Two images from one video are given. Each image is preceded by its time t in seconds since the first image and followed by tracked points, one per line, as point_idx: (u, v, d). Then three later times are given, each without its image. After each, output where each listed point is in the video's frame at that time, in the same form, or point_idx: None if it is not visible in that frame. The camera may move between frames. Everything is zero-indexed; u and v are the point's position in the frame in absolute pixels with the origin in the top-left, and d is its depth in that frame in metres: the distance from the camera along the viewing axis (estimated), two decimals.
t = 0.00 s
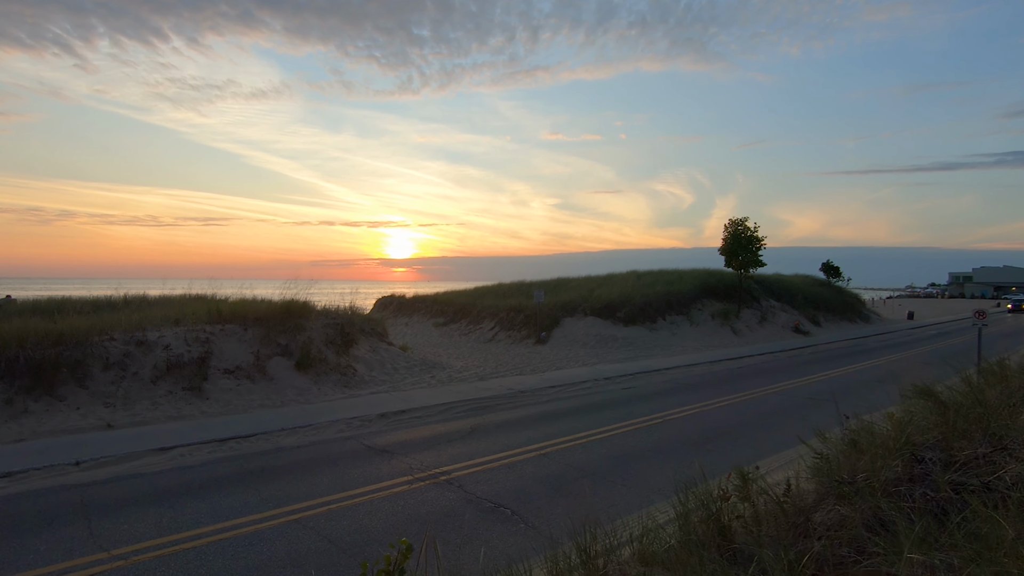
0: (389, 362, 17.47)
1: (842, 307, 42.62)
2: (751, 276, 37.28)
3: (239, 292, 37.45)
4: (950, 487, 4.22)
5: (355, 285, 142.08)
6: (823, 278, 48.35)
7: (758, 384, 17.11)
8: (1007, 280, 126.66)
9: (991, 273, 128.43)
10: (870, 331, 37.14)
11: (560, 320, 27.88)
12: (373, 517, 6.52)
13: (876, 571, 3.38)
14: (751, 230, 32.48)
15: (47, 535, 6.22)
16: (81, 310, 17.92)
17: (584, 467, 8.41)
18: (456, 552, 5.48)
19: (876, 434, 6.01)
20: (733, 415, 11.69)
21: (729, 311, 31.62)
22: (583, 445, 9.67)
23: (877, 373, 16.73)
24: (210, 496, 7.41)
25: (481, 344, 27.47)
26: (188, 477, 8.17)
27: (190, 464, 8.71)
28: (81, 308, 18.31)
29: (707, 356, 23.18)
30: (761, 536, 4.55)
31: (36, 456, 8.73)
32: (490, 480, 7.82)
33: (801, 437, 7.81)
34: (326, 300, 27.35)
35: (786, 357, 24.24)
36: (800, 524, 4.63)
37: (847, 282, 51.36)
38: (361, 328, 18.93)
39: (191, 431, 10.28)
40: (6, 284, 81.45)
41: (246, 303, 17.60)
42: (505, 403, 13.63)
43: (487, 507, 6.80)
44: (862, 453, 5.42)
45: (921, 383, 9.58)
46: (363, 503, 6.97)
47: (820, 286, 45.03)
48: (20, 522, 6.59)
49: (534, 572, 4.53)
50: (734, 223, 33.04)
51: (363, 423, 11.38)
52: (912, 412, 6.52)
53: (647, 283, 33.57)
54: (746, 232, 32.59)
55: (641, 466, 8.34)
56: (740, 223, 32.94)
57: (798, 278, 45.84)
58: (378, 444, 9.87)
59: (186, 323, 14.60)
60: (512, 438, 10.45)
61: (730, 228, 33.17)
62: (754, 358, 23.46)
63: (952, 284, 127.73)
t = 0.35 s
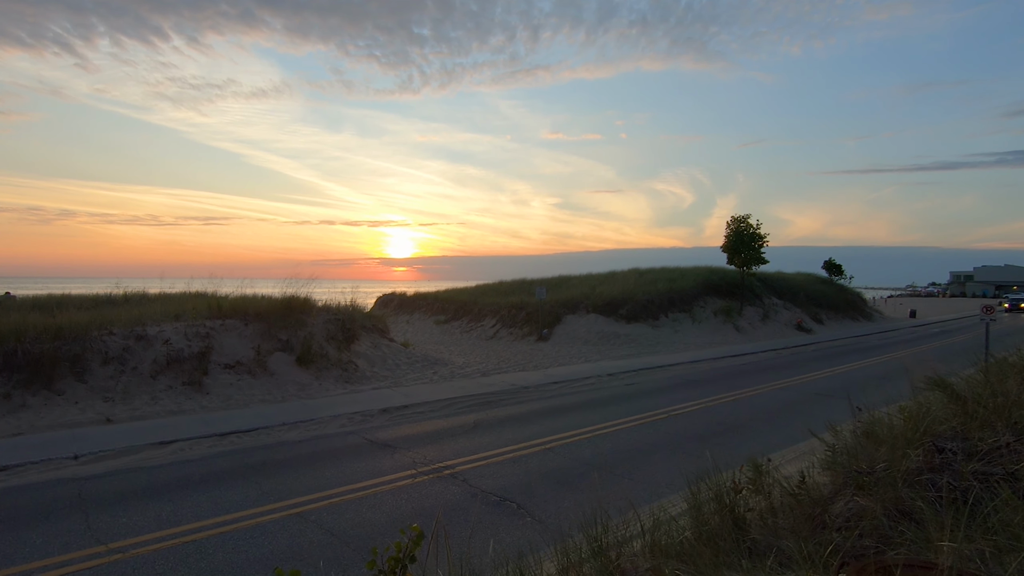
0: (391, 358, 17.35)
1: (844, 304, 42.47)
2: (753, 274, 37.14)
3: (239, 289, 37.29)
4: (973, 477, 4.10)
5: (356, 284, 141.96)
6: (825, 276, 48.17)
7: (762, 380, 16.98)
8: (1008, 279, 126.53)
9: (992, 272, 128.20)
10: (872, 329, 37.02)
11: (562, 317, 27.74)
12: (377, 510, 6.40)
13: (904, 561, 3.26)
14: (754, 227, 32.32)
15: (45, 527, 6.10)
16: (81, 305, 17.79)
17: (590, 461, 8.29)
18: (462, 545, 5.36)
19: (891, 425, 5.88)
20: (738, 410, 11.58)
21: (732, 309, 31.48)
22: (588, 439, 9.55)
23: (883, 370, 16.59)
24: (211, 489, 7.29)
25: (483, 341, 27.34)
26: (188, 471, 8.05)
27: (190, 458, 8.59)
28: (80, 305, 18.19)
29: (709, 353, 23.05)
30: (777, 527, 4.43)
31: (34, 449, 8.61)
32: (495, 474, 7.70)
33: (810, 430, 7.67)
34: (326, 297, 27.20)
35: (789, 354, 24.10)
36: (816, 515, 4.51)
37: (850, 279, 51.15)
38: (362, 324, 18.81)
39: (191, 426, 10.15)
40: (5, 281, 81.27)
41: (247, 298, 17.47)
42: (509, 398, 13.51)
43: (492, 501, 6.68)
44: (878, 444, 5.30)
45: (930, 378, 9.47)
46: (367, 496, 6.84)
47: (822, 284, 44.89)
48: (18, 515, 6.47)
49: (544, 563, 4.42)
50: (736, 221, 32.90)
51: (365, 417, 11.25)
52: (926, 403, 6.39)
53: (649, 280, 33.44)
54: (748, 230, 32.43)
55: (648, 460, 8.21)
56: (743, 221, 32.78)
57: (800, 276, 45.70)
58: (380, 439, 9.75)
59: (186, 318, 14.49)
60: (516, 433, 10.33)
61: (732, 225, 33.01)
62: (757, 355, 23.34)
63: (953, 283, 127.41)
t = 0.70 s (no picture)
0: (393, 356, 17.24)
1: (847, 303, 42.35)
2: (755, 272, 37.03)
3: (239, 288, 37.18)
4: (998, 474, 4.01)
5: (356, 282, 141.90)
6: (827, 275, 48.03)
7: (767, 378, 16.87)
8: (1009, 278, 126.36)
9: (993, 271, 128.10)
10: (874, 328, 36.92)
11: (564, 316, 27.63)
12: (383, 507, 6.29)
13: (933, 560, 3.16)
14: (756, 226, 32.20)
15: (45, 525, 6.00)
16: (81, 303, 17.70)
17: (598, 458, 8.19)
18: (470, 543, 5.26)
19: (906, 420, 5.77)
20: (744, 408, 11.47)
21: (734, 307, 31.37)
22: (594, 437, 9.44)
23: (888, 368, 16.50)
24: (213, 487, 7.18)
25: (485, 340, 27.23)
26: (190, 468, 7.95)
27: (192, 455, 8.49)
28: (81, 302, 18.11)
29: (713, 351, 22.94)
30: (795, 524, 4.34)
31: (34, 446, 8.51)
32: (501, 471, 7.60)
33: (820, 426, 7.57)
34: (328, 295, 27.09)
35: (792, 352, 23.99)
36: (834, 511, 4.41)
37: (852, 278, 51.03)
38: (364, 322, 18.71)
39: (193, 423, 10.05)
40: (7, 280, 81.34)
41: (248, 296, 17.38)
42: (512, 396, 13.41)
43: (499, 498, 6.59)
44: (895, 439, 5.20)
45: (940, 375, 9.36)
46: (372, 493, 6.74)
47: (824, 282, 44.78)
48: (17, 512, 6.37)
49: (557, 560, 4.33)
50: (739, 219, 32.77)
51: (368, 415, 11.15)
52: (940, 398, 6.29)
53: (651, 279, 33.34)
54: (750, 228, 32.30)
55: (655, 458, 8.10)
56: (745, 219, 32.66)
57: (802, 275, 45.55)
58: (384, 436, 9.65)
59: (187, 316, 14.39)
60: (520, 431, 10.23)
61: (734, 224, 32.89)
62: (761, 353, 23.24)
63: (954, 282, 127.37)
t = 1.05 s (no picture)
0: (397, 351, 17.10)
1: (850, 301, 42.21)
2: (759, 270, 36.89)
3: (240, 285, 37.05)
4: None
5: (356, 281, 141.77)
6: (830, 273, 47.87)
7: (773, 374, 16.74)
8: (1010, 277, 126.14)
9: (994, 270, 127.97)
10: (878, 326, 36.79)
11: (567, 313, 27.52)
12: (394, 500, 6.16)
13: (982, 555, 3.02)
14: (760, 222, 32.04)
15: (49, 517, 5.87)
16: (83, 298, 17.58)
17: (609, 452, 8.06)
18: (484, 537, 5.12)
19: (931, 411, 5.64)
20: (754, 404, 11.34)
21: (738, 304, 31.23)
22: (604, 431, 9.30)
23: (895, 364, 16.37)
24: (219, 480, 7.06)
25: (488, 337, 27.10)
26: (195, 461, 7.82)
27: (196, 449, 8.35)
28: (83, 297, 17.98)
29: (718, 348, 22.80)
30: (824, 515, 4.21)
31: (36, 439, 8.38)
32: (512, 465, 7.46)
33: (837, 420, 7.43)
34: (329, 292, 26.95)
35: (797, 349, 23.87)
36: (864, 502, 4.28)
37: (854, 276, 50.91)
38: (367, 318, 18.58)
39: (197, 417, 9.93)
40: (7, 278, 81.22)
41: (250, 291, 17.25)
42: (518, 391, 13.28)
43: (511, 491, 6.46)
44: (922, 429, 5.08)
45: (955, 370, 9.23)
46: (382, 486, 6.61)
47: (827, 280, 44.64)
48: (19, 505, 6.24)
49: (577, 550, 4.21)
50: (742, 216, 32.62)
51: (374, 409, 11.02)
52: (964, 389, 6.15)
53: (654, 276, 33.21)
54: (754, 225, 32.14)
55: (667, 452, 7.97)
56: (748, 216, 32.50)
57: (805, 273, 45.38)
58: (391, 430, 9.51)
59: (190, 311, 14.27)
60: (529, 425, 10.09)
61: (738, 220, 32.73)
62: (765, 350, 23.12)
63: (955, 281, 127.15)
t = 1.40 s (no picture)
0: (399, 350, 16.97)
1: (852, 300, 42.07)
2: (761, 269, 36.75)
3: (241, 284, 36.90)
4: None
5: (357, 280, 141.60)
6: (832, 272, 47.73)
7: (779, 372, 16.60)
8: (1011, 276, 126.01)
9: (996, 270, 127.81)
10: (881, 325, 36.65)
11: (570, 311, 27.39)
12: (399, 501, 6.03)
13: (1023, 566, 2.89)
14: (763, 221, 31.87)
15: (47, 518, 5.74)
16: (83, 296, 17.45)
17: (618, 451, 7.92)
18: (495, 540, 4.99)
19: (952, 410, 5.50)
20: (762, 403, 11.21)
21: (741, 303, 31.08)
22: (612, 430, 9.17)
23: (901, 364, 16.23)
24: (221, 479, 6.92)
25: (489, 335, 26.95)
26: (196, 461, 7.67)
27: (197, 448, 8.21)
28: (83, 296, 17.86)
29: (721, 346, 22.65)
30: (848, 516, 4.09)
31: (34, 438, 8.25)
32: (519, 464, 7.32)
33: (850, 418, 7.29)
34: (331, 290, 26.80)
35: (801, 347, 23.72)
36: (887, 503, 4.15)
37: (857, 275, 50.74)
38: (369, 316, 18.46)
39: (198, 415, 9.79)
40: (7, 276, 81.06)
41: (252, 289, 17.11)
42: (523, 390, 13.14)
43: (519, 492, 6.33)
44: (945, 429, 4.94)
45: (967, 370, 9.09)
46: (387, 486, 6.48)
47: (830, 279, 44.47)
48: (17, 505, 6.11)
49: (592, 552, 4.08)
50: (745, 214, 32.47)
51: (377, 408, 10.89)
52: (983, 388, 6.02)
53: (656, 275, 33.07)
54: (757, 223, 31.97)
55: (677, 452, 7.83)
56: (751, 215, 32.32)
57: (807, 272, 45.25)
58: (395, 429, 9.38)
59: (190, 309, 14.14)
60: (534, 424, 9.95)
61: (741, 219, 32.55)
62: (770, 348, 22.98)
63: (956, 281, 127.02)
